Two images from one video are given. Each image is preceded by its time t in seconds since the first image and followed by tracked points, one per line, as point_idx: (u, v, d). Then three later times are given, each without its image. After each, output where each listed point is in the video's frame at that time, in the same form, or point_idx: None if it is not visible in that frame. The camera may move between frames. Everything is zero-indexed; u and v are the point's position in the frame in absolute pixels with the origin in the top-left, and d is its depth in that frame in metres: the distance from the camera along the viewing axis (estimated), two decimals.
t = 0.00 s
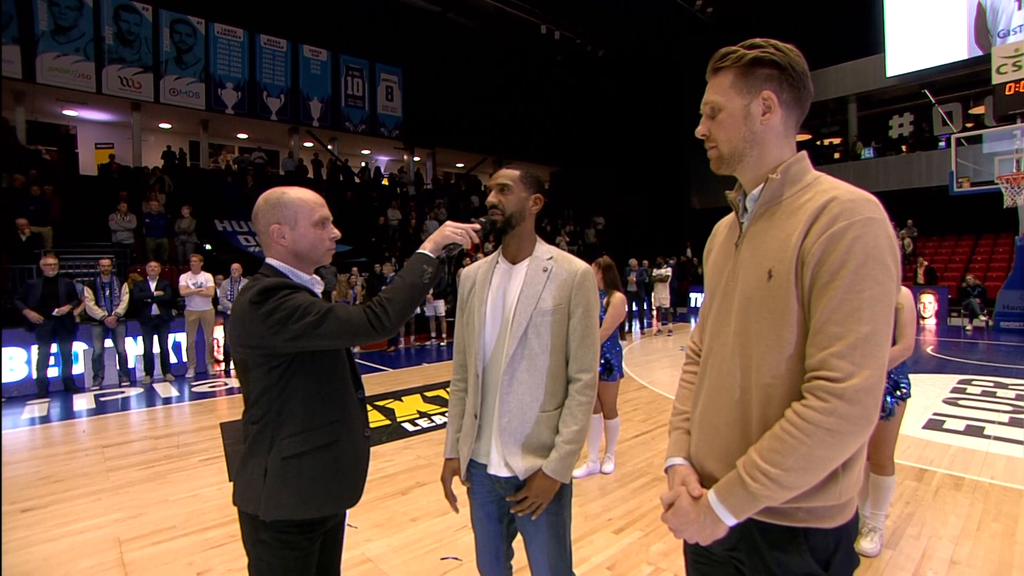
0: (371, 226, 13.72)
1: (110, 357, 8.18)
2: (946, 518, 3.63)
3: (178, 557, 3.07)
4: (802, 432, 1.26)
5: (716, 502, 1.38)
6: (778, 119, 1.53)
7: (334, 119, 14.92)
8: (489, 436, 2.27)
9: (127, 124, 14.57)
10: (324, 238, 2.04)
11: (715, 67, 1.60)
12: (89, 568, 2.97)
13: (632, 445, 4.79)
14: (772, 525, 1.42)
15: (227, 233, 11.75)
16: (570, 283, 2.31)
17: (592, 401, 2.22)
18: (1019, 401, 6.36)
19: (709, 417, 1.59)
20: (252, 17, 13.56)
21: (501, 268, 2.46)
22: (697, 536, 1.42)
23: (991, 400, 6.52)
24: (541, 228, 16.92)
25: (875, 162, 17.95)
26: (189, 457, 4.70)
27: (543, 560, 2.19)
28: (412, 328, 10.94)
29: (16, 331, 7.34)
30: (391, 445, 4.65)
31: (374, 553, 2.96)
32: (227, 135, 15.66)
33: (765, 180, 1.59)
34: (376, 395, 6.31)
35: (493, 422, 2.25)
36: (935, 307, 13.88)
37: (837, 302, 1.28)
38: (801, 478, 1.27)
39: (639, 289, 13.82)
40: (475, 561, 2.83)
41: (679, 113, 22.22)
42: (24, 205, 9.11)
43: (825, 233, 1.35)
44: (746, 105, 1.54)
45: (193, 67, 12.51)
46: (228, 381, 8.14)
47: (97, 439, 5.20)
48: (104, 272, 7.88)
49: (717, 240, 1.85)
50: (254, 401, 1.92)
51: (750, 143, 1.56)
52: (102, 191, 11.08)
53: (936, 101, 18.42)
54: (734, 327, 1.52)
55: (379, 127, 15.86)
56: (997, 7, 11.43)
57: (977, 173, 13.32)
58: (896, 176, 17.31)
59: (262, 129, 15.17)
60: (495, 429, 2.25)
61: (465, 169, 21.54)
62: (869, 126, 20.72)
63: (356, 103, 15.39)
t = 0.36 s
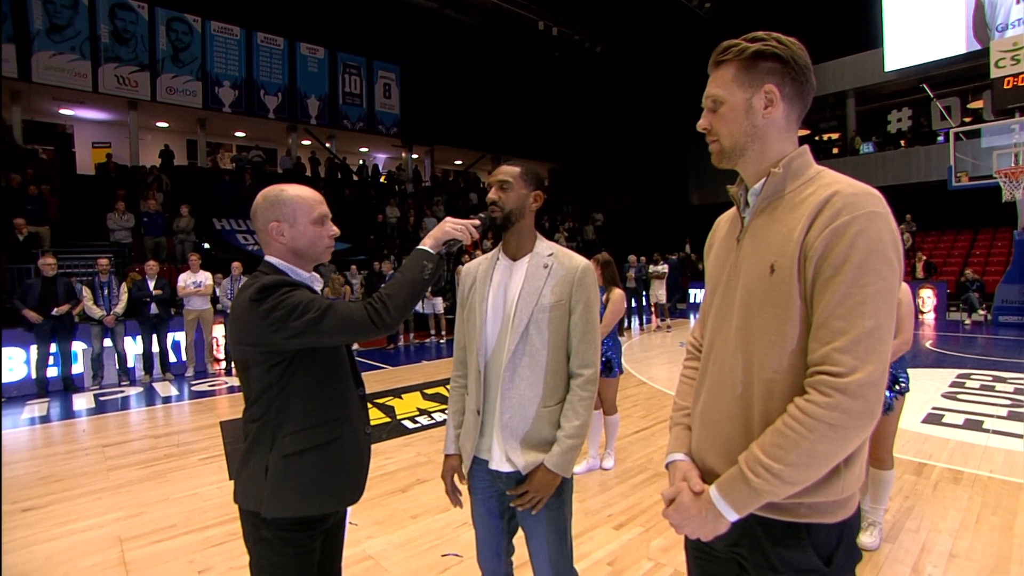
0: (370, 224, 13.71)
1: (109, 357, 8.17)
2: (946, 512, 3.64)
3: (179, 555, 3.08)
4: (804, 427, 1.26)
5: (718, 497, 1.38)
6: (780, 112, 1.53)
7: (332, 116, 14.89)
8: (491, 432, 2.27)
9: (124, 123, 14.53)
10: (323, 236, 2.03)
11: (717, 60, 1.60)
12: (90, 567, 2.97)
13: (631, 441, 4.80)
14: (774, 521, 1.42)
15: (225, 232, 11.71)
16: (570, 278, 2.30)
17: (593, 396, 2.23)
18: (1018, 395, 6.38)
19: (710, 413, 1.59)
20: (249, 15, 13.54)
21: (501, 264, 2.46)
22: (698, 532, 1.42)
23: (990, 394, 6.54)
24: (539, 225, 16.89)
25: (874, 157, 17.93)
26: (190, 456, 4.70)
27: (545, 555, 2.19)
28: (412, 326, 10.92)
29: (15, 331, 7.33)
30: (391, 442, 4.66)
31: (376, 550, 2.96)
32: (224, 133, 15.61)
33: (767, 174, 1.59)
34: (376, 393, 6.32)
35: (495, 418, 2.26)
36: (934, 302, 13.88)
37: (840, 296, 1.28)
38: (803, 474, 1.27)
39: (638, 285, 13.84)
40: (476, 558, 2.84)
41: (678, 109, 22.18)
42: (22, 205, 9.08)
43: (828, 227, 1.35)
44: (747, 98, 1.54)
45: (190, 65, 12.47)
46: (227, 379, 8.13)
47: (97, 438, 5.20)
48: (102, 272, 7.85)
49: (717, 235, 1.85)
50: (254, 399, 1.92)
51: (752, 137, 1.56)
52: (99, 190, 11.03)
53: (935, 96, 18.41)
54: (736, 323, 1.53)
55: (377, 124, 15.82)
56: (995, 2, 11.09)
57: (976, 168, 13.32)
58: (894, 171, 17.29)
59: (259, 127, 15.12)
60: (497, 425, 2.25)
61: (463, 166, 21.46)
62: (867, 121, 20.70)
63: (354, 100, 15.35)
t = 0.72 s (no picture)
0: (372, 223, 13.72)
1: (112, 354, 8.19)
2: (950, 515, 3.63)
3: (181, 553, 3.08)
4: (811, 431, 1.26)
5: (723, 500, 1.38)
6: (786, 112, 1.53)
7: (336, 115, 14.91)
8: (495, 431, 2.27)
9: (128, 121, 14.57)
10: (328, 234, 2.04)
11: (724, 60, 1.61)
12: (93, 564, 2.98)
13: (633, 442, 4.79)
14: (778, 525, 1.42)
15: (229, 230, 11.72)
16: (574, 278, 2.30)
17: (598, 395, 2.23)
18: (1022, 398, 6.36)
19: (715, 415, 1.59)
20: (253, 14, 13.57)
21: (505, 264, 2.46)
22: (702, 535, 1.42)
23: (994, 396, 6.52)
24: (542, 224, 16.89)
25: (877, 158, 17.90)
26: (193, 453, 4.71)
27: (549, 555, 2.20)
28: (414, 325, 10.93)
29: (19, 328, 7.35)
30: (393, 441, 4.66)
31: (377, 550, 2.96)
32: (228, 132, 15.64)
33: (774, 174, 1.59)
34: (378, 391, 6.33)
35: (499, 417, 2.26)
36: (938, 303, 13.84)
37: (848, 298, 1.27)
38: (809, 477, 1.27)
39: (640, 286, 13.83)
40: (478, 558, 2.84)
41: (681, 109, 22.18)
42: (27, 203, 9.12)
43: (836, 228, 1.34)
44: (753, 98, 1.54)
45: (194, 64, 12.51)
46: (230, 377, 8.15)
47: (100, 435, 5.22)
48: (106, 270, 7.86)
49: (723, 236, 1.85)
50: (259, 397, 1.92)
51: (758, 137, 1.56)
52: (103, 188, 11.06)
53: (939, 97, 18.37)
54: (742, 325, 1.53)
55: (381, 124, 15.84)
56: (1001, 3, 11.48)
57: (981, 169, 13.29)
58: (898, 172, 17.25)
59: (263, 126, 15.15)
60: (502, 424, 2.25)
61: (466, 166, 21.46)
62: (871, 122, 20.67)
63: (358, 99, 15.38)
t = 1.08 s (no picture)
0: (372, 222, 13.71)
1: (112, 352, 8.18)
2: (948, 517, 3.63)
3: (180, 551, 3.08)
4: (808, 433, 1.26)
5: (719, 502, 1.38)
6: (787, 112, 1.53)
7: (336, 114, 14.90)
8: (497, 430, 2.27)
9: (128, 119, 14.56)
10: (329, 233, 2.04)
11: (726, 62, 1.61)
12: (91, 562, 2.98)
13: (632, 442, 4.79)
14: (775, 528, 1.42)
15: (228, 228, 11.71)
16: (575, 278, 2.30)
17: (598, 395, 2.23)
18: (1021, 400, 6.35)
19: (715, 417, 1.59)
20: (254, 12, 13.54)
21: (507, 264, 2.46)
22: (698, 537, 1.42)
23: (993, 399, 6.51)
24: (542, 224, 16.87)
25: (878, 160, 17.91)
26: (191, 451, 4.71)
27: (547, 554, 2.19)
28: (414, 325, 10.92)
29: (19, 325, 7.36)
30: (393, 440, 4.66)
31: (376, 548, 2.96)
32: (228, 130, 15.63)
33: (776, 175, 1.59)
34: (378, 391, 6.32)
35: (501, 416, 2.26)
36: (937, 305, 13.86)
37: (849, 299, 1.27)
38: (806, 480, 1.27)
39: (640, 286, 13.81)
40: (476, 557, 2.84)
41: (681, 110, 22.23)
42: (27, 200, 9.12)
43: (837, 229, 1.35)
44: (754, 99, 1.54)
45: (195, 62, 12.51)
46: (230, 375, 8.16)
47: (99, 433, 5.21)
48: (105, 267, 7.83)
49: (725, 237, 1.85)
50: (259, 395, 1.92)
51: (758, 138, 1.56)
52: (104, 185, 11.04)
53: (940, 99, 18.36)
54: (743, 326, 1.53)
55: (381, 123, 15.83)
56: (1001, 5, 11.61)
57: (981, 171, 13.28)
58: (898, 174, 17.25)
59: (263, 124, 15.13)
60: (504, 423, 2.25)
61: (467, 165, 21.44)
62: (871, 124, 20.66)
63: (358, 98, 15.39)
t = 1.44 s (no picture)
0: (372, 221, 13.70)
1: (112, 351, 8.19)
2: (948, 515, 3.64)
3: (180, 550, 3.08)
4: (808, 432, 1.26)
5: (719, 501, 1.39)
6: (791, 110, 1.53)
7: (336, 113, 14.89)
8: (498, 429, 2.28)
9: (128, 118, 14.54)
10: (331, 232, 2.03)
11: (729, 58, 1.61)
12: (91, 561, 2.98)
13: (632, 441, 4.79)
14: (775, 527, 1.42)
15: (228, 227, 11.72)
16: (576, 277, 2.30)
17: (599, 394, 2.23)
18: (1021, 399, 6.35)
19: (715, 415, 1.59)
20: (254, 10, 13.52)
21: (508, 263, 2.46)
22: (697, 536, 1.42)
23: (993, 397, 6.51)
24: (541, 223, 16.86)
25: (877, 158, 17.89)
26: (192, 450, 4.71)
27: (548, 552, 2.20)
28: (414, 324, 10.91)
29: (19, 324, 7.36)
30: (393, 439, 4.66)
31: (376, 547, 2.97)
32: (228, 129, 15.62)
33: (777, 174, 1.59)
34: (378, 390, 6.32)
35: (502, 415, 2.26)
36: (937, 304, 13.86)
37: (850, 299, 1.27)
38: (806, 479, 1.27)
39: (640, 285, 13.78)
40: (477, 556, 2.84)
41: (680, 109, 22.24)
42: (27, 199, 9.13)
43: (839, 228, 1.34)
44: (758, 96, 1.54)
45: (195, 61, 12.50)
46: (230, 374, 8.16)
47: (99, 432, 5.21)
48: (105, 266, 7.83)
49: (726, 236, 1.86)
50: (260, 395, 1.92)
51: (761, 135, 1.56)
52: (102, 185, 11.02)
53: (940, 97, 18.33)
54: (742, 326, 1.53)
55: (381, 122, 15.82)
56: (1002, 4, 11.49)
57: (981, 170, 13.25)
58: (898, 172, 17.23)
59: (263, 123, 15.13)
60: (504, 421, 2.26)
61: (466, 164, 21.41)
62: (872, 122, 20.64)
63: (358, 97, 15.38)
